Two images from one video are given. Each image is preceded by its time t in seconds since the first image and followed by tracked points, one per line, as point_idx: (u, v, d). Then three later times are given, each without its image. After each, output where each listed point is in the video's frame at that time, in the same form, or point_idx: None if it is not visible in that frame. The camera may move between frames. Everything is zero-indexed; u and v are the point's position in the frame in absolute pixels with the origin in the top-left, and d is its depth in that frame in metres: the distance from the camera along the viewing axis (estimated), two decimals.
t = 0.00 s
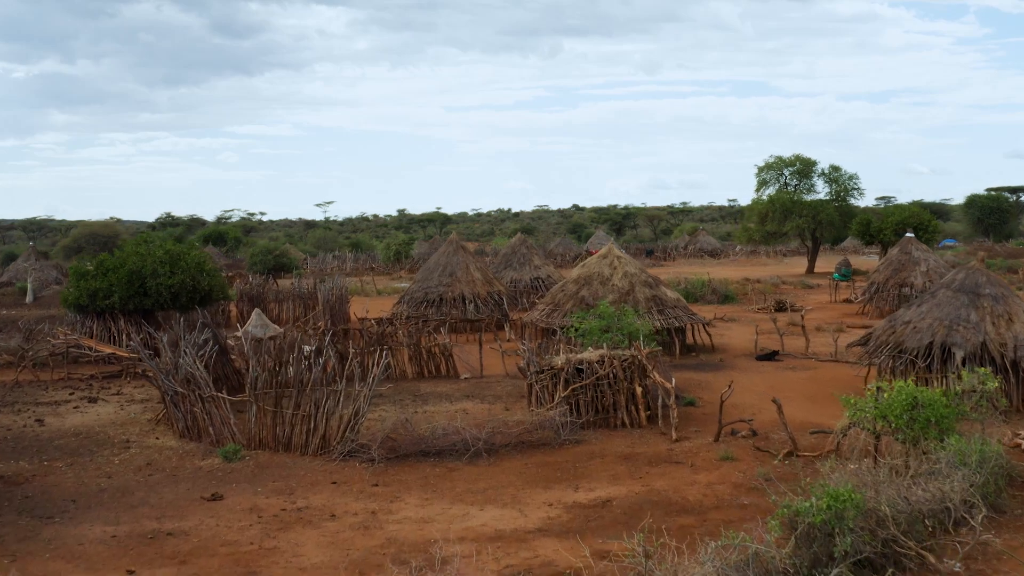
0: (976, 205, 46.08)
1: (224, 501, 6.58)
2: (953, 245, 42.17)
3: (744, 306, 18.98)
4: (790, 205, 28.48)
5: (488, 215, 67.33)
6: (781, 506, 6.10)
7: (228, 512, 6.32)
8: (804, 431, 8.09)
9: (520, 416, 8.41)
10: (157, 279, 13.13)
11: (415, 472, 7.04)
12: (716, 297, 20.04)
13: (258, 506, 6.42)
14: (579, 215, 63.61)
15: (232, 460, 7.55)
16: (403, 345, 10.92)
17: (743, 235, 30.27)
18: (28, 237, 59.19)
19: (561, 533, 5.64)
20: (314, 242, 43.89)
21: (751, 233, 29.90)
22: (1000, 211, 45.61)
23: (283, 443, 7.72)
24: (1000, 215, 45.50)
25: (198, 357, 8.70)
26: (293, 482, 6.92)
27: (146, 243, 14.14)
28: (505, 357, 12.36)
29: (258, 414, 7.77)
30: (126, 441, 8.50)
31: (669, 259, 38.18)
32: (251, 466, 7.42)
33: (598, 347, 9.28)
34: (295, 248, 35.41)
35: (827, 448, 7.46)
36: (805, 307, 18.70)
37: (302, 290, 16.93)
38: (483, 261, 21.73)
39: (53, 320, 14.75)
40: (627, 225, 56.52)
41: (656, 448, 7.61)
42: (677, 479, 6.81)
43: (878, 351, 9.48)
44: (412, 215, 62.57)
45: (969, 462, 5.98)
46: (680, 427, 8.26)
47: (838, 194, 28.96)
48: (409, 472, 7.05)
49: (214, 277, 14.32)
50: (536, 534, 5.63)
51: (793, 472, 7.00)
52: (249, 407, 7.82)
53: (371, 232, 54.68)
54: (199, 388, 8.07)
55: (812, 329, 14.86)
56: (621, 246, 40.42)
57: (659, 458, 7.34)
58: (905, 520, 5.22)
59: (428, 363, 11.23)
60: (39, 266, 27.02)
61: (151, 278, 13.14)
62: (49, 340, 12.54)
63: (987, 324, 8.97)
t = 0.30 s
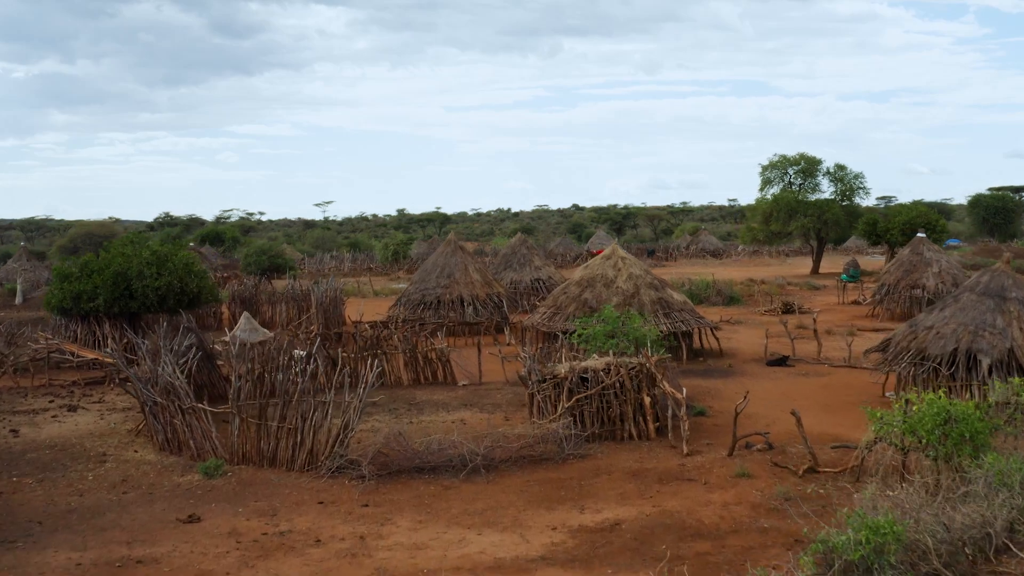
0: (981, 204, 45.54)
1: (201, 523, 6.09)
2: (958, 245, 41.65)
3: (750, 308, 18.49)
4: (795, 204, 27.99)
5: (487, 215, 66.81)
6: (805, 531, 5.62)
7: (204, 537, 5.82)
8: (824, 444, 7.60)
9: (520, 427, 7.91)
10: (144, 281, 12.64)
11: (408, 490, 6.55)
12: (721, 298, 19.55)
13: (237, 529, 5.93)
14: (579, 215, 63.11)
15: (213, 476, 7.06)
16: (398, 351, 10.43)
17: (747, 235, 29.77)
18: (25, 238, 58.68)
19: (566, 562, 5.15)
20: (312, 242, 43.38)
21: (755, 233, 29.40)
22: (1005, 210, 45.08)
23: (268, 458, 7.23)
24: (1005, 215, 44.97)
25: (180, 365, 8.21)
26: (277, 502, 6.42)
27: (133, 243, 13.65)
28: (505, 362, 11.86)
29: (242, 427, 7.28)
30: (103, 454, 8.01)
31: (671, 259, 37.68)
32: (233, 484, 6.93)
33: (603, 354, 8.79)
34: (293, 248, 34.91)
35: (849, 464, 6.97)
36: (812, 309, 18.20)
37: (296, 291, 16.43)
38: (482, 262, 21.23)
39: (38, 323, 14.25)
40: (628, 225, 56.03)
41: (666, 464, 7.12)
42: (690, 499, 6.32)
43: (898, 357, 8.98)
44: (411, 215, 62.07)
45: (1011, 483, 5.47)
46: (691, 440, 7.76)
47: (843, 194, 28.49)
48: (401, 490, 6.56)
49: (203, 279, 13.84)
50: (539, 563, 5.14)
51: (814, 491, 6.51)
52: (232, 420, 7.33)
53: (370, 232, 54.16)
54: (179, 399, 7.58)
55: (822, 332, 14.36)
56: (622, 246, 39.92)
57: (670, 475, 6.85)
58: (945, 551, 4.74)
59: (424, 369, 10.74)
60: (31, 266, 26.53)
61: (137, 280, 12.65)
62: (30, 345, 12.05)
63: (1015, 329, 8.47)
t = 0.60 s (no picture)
0: (986, 204, 45.08)
1: (177, 547, 5.65)
2: (963, 244, 41.18)
3: (756, 310, 18.05)
4: (799, 204, 27.57)
5: (486, 215, 66.36)
6: (829, 557, 5.19)
7: (178, 563, 5.38)
8: (843, 458, 7.16)
9: (521, 440, 7.48)
10: (130, 283, 12.22)
11: (401, 509, 6.11)
12: (726, 300, 19.12)
13: (216, 552, 5.51)
14: (579, 216, 62.76)
15: (193, 493, 6.63)
16: (393, 357, 10.00)
17: (750, 236, 29.35)
18: (24, 238, 58.19)
19: None
20: (310, 242, 42.95)
21: (759, 233, 28.98)
22: (1010, 210, 44.62)
23: (252, 473, 6.80)
24: (1010, 215, 44.50)
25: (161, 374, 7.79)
26: (260, 523, 5.99)
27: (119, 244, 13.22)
28: (505, 368, 11.41)
29: (225, 440, 6.86)
30: (80, 468, 7.59)
31: (672, 259, 37.25)
32: (214, 502, 6.49)
33: (607, 361, 8.35)
34: (290, 248, 34.49)
35: (871, 481, 6.53)
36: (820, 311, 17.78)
37: (290, 293, 15.99)
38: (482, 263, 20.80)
39: (22, 327, 13.82)
40: (629, 225, 55.61)
41: (676, 480, 6.68)
42: (704, 519, 5.87)
43: (918, 364, 8.54)
44: (410, 215, 61.65)
45: None
46: (701, 452, 7.33)
47: (848, 193, 28.09)
48: (393, 508, 6.12)
49: (193, 281, 13.43)
50: None
51: (836, 511, 6.08)
52: (215, 432, 6.90)
53: (369, 232, 53.68)
54: (158, 409, 7.16)
55: (831, 335, 13.94)
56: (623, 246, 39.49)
57: (680, 492, 6.41)
58: None
59: (420, 375, 10.31)
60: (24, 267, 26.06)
61: (123, 282, 12.23)
62: (12, 350, 11.61)
63: None
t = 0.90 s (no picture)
0: (991, 203, 44.51)
1: None
2: (968, 245, 40.63)
3: (762, 313, 17.56)
4: (804, 204, 27.08)
5: (486, 215, 65.82)
6: None
7: None
8: (867, 478, 6.67)
9: (521, 458, 6.98)
10: (113, 287, 11.72)
11: (390, 536, 5.61)
12: (731, 303, 18.62)
13: None
14: (579, 216, 62.26)
15: (165, 517, 6.13)
16: (386, 365, 9.49)
17: (754, 236, 28.84)
18: (20, 238, 57.59)
19: None
20: (308, 242, 42.41)
21: (763, 233, 28.47)
22: (1015, 210, 44.06)
23: (230, 494, 6.31)
24: (1015, 215, 43.95)
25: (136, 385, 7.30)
26: (235, 552, 5.49)
27: (101, 246, 12.70)
28: (505, 376, 10.90)
29: (201, 458, 6.37)
30: (48, 486, 7.09)
31: (674, 259, 36.74)
32: (188, 526, 5.99)
33: (613, 372, 7.85)
34: (287, 248, 33.96)
35: (900, 504, 6.02)
36: (828, 314, 17.28)
37: (282, 295, 15.48)
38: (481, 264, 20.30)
39: (2, 331, 13.30)
40: (629, 224, 55.10)
41: (688, 501, 6.18)
42: (720, 549, 5.37)
43: (946, 376, 8.02)
44: (409, 215, 61.13)
45: None
46: (714, 471, 6.83)
47: (854, 193, 27.60)
48: (382, 535, 5.62)
49: (179, 284, 12.91)
50: None
51: (864, 538, 5.57)
52: (190, 450, 6.40)
53: (368, 232, 53.15)
54: (130, 424, 6.66)
55: (843, 340, 13.45)
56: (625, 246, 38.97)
57: (693, 516, 5.90)
58: None
59: (415, 384, 9.79)
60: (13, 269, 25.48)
61: (106, 286, 11.72)
62: None
63: None
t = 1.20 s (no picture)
0: (996, 203, 43.98)
1: None
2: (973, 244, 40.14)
3: (768, 315, 17.10)
4: (809, 203, 26.64)
5: (485, 215, 65.40)
6: None
7: None
8: (892, 498, 6.22)
9: (522, 475, 6.54)
10: (96, 290, 11.27)
11: (379, 564, 5.16)
12: (736, 305, 18.18)
13: None
14: (579, 216, 61.83)
15: (137, 541, 5.69)
16: (379, 373, 9.04)
17: (758, 236, 28.40)
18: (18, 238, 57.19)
19: None
20: (306, 242, 41.96)
21: (767, 233, 28.02)
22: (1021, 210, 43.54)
23: (208, 516, 5.86)
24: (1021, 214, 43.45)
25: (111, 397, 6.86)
26: None
27: (85, 246, 12.26)
28: (504, 382, 10.43)
29: (177, 477, 5.92)
30: (17, 504, 6.65)
31: (676, 260, 36.30)
32: (160, 552, 5.54)
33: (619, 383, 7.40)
34: (284, 248, 33.49)
35: (931, 527, 5.57)
36: (836, 316, 16.81)
37: (275, 297, 15.02)
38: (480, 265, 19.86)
39: None
40: (630, 224, 54.66)
41: (701, 524, 5.74)
42: None
43: (972, 387, 7.56)
44: (408, 215, 60.68)
45: None
46: (728, 489, 6.38)
47: (859, 192, 27.16)
48: (370, 563, 5.17)
49: (165, 287, 12.50)
50: None
51: (894, 566, 5.12)
52: (165, 468, 5.95)
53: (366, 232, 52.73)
54: (101, 440, 6.22)
55: (854, 344, 12.99)
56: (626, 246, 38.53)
57: (707, 540, 5.46)
58: None
59: (409, 392, 9.33)
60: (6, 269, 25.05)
61: (89, 288, 11.28)
62: None
63: None
